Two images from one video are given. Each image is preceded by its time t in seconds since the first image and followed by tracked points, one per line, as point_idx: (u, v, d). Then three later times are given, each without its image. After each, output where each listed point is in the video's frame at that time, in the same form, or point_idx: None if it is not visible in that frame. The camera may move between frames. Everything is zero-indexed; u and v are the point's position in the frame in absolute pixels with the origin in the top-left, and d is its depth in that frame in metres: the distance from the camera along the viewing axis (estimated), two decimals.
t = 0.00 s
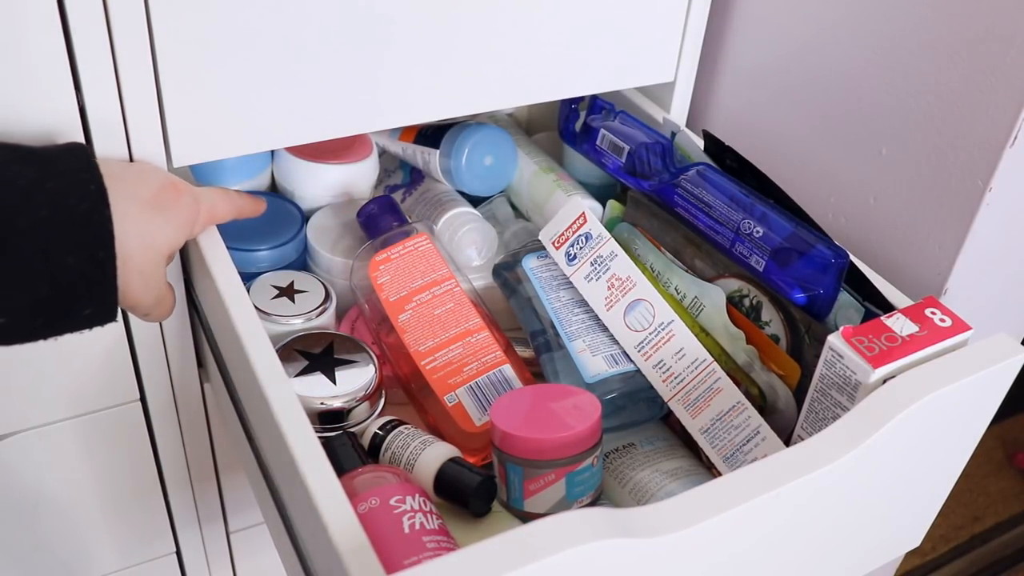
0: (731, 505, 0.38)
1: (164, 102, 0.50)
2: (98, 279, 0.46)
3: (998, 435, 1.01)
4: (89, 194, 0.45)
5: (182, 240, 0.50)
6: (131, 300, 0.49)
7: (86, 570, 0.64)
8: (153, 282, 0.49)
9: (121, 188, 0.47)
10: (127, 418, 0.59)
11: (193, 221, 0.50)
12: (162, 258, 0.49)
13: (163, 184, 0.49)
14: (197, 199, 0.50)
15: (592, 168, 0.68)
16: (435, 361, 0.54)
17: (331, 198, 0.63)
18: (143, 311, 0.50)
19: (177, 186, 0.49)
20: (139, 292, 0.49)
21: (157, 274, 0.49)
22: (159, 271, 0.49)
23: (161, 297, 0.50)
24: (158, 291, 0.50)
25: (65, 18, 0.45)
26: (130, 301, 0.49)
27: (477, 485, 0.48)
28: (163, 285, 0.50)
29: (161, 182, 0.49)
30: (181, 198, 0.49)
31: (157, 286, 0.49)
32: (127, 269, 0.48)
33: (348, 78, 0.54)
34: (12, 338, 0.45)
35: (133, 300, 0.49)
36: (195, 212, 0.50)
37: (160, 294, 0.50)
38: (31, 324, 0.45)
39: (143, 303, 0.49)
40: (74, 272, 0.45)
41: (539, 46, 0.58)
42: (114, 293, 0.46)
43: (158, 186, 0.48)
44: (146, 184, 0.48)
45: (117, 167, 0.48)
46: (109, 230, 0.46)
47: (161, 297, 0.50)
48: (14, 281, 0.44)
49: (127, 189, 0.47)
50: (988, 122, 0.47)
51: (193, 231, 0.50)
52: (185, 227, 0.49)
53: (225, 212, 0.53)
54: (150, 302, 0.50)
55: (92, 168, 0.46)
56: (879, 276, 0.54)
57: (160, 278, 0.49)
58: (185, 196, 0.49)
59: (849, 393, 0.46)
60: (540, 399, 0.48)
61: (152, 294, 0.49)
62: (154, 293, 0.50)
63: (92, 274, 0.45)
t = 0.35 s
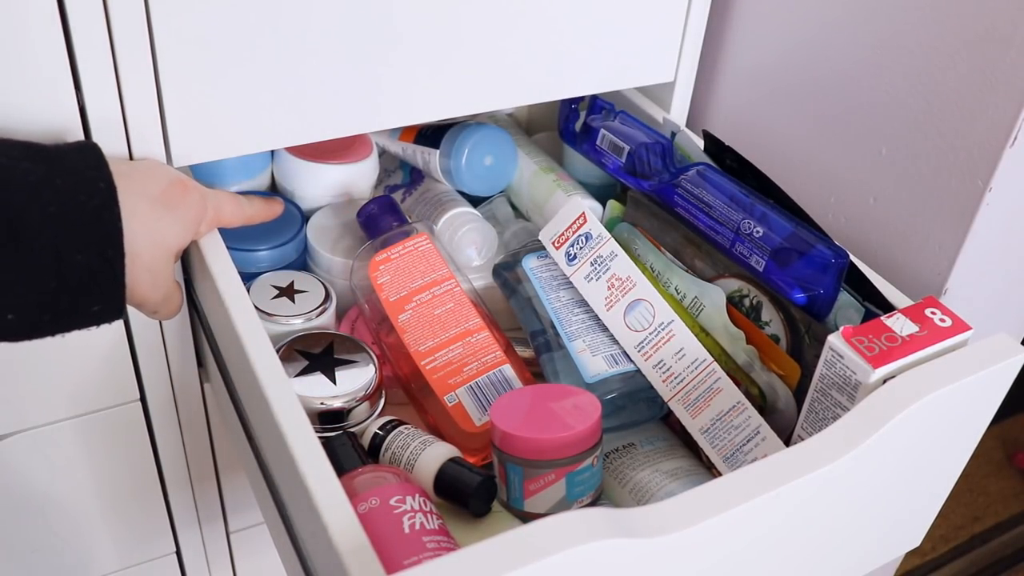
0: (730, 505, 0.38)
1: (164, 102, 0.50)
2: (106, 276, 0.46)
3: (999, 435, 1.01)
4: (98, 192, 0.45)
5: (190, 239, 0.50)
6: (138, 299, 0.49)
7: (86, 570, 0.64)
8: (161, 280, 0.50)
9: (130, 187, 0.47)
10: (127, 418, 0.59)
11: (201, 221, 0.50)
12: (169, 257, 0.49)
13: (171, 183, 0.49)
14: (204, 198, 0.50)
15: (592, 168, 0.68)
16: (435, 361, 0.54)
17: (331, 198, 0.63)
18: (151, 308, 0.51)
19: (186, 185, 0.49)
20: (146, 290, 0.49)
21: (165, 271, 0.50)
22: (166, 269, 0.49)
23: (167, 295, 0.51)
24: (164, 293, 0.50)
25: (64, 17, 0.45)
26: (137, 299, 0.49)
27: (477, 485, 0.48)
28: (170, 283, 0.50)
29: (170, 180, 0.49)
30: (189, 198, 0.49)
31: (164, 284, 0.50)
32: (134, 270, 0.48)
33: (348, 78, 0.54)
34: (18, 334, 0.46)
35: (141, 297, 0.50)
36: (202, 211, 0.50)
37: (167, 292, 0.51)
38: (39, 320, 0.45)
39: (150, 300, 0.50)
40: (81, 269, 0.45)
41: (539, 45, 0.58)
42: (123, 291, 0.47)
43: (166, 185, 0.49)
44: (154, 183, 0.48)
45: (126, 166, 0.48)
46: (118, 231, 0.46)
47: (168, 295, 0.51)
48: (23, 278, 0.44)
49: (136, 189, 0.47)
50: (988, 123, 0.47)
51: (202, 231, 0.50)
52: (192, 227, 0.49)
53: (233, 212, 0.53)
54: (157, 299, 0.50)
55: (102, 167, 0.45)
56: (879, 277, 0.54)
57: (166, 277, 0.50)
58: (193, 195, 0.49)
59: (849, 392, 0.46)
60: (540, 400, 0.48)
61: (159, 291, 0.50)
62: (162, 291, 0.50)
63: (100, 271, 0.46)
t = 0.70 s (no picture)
0: (729, 505, 0.38)
1: (164, 102, 0.50)
2: (102, 290, 0.47)
3: (998, 435, 1.01)
4: (95, 207, 0.45)
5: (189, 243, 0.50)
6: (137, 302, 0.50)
7: (86, 570, 0.64)
8: (160, 284, 0.50)
9: (128, 191, 0.47)
10: (127, 418, 0.59)
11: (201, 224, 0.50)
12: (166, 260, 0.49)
13: (170, 187, 0.49)
14: (205, 203, 0.50)
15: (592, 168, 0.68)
16: (435, 362, 0.54)
17: (331, 198, 0.63)
18: (152, 311, 0.51)
19: (185, 189, 0.49)
20: (146, 294, 0.50)
21: (164, 275, 0.50)
22: (164, 273, 0.50)
23: (167, 298, 0.51)
24: (164, 298, 0.51)
25: (65, 17, 0.45)
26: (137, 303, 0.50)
27: (477, 485, 0.48)
28: (169, 286, 0.51)
29: (169, 184, 0.49)
30: (188, 202, 0.49)
31: (164, 288, 0.50)
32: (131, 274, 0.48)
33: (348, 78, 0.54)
34: (19, 345, 0.46)
35: (142, 301, 0.50)
36: (201, 215, 0.50)
37: (167, 295, 0.51)
38: (37, 332, 0.46)
39: (151, 303, 0.50)
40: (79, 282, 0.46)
41: (539, 45, 0.58)
42: (119, 304, 0.48)
43: (165, 188, 0.49)
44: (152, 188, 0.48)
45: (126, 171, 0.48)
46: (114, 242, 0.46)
47: (170, 297, 0.51)
48: (20, 291, 0.45)
49: (133, 193, 0.47)
50: (988, 123, 0.47)
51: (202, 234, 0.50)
52: (189, 232, 0.49)
53: (235, 215, 0.53)
54: (156, 303, 0.51)
55: (98, 181, 0.46)
56: (879, 277, 0.54)
57: (165, 281, 0.50)
58: (192, 198, 0.49)
59: (849, 392, 0.46)
60: (541, 400, 0.48)
61: (158, 295, 0.50)
62: (162, 295, 0.50)
63: (96, 285, 0.46)
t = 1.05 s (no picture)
0: (730, 505, 0.38)
1: (164, 102, 0.49)
2: (100, 292, 0.47)
3: (998, 434, 1.01)
4: (92, 209, 0.45)
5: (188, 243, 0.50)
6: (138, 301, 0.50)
7: (86, 571, 0.64)
8: (160, 283, 0.50)
9: (126, 192, 0.47)
10: (127, 418, 0.59)
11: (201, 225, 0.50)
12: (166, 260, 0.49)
13: (169, 188, 0.49)
14: (204, 204, 0.51)
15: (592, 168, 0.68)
16: (435, 362, 0.54)
17: (331, 198, 0.63)
18: (156, 304, 0.51)
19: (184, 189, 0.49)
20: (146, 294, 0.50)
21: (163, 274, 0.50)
22: (165, 273, 0.50)
23: (168, 297, 0.51)
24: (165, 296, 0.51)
25: (65, 17, 0.45)
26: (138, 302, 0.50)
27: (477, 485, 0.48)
28: (169, 286, 0.51)
29: (169, 184, 0.49)
30: (186, 202, 0.49)
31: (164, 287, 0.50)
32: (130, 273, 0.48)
33: (348, 77, 0.54)
34: (18, 347, 0.46)
35: (144, 299, 0.50)
36: (200, 215, 0.50)
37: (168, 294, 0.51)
38: (38, 335, 0.46)
39: (154, 299, 0.50)
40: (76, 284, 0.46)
41: (539, 45, 0.58)
42: (118, 306, 0.48)
43: (163, 189, 0.49)
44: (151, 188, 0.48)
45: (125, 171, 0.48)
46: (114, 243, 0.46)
47: (173, 292, 0.51)
48: (19, 294, 0.45)
49: (133, 192, 0.47)
50: (988, 122, 0.47)
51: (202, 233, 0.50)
52: (188, 232, 0.49)
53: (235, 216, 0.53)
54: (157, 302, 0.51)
55: (96, 183, 0.46)
56: (879, 277, 0.54)
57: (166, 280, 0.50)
58: (191, 199, 0.49)
59: (849, 393, 0.46)
60: (541, 400, 0.48)
61: (159, 294, 0.50)
62: (160, 294, 0.50)
63: (95, 287, 0.47)
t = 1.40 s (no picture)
0: (729, 506, 0.38)
1: (163, 101, 0.49)
2: (94, 293, 0.47)
3: (998, 434, 1.01)
4: (86, 210, 0.45)
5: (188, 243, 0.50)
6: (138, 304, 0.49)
7: (85, 571, 0.64)
8: (161, 286, 0.50)
9: (123, 194, 0.47)
10: (127, 418, 0.59)
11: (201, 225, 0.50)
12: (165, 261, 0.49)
13: (167, 189, 0.49)
14: (203, 204, 0.50)
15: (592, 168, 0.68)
16: (435, 362, 0.54)
17: (331, 198, 0.63)
18: (158, 313, 0.51)
19: (183, 190, 0.49)
20: (146, 297, 0.49)
21: (163, 277, 0.50)
22: (164, 275, 0.50)
23: (167, 300, 0.51)
24: (166, 301, 0.50)
25: (64, 17, 0.45)
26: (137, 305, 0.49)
27: (478, 485, 0.48)
28: (168, 290, 0.50)
29: (166, 185, 0.49)
30: (185, 202, 0.49)
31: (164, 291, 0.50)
32: (128, 275, 0.48)
33: (348, 78, 0.54)
34: (14, 352, 0.47)
35: (146, 305, 0.50)
36: (200, 215, 0.50)
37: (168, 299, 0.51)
38: (32, 338, 0.46)
39: (157, 306, 0.50)
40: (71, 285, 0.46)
41: (539, 45, 0.58)
42: (112, 307, 0.48)
43: (160, 190, 0.49)
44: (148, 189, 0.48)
45: (121, 173, 0.48)
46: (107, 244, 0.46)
47: (173, 298, 0.51)
48: (14, 296, 0.45)
49: (128, 194, 0.47)
50: (989, 122, 0.47)
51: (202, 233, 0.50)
52: (187, 233, 0.49)
53: (234, 216, 0.53)
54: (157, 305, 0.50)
55: (91, 184, 0.46)
56: (879, 277, 0.54)
57: (165, 283, 0.50)
58: (190, 199, 0.50)
59: (849, 393, 0.46)
60: (541, 399, 0.48)
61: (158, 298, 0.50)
62: (164, 297, 0.50)
63: (88, 287, 0.46)
